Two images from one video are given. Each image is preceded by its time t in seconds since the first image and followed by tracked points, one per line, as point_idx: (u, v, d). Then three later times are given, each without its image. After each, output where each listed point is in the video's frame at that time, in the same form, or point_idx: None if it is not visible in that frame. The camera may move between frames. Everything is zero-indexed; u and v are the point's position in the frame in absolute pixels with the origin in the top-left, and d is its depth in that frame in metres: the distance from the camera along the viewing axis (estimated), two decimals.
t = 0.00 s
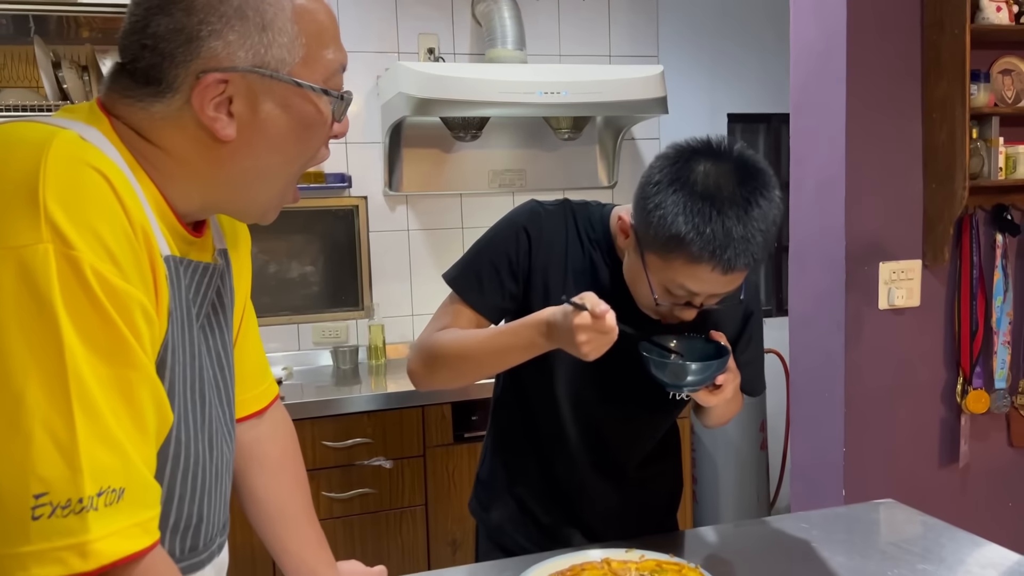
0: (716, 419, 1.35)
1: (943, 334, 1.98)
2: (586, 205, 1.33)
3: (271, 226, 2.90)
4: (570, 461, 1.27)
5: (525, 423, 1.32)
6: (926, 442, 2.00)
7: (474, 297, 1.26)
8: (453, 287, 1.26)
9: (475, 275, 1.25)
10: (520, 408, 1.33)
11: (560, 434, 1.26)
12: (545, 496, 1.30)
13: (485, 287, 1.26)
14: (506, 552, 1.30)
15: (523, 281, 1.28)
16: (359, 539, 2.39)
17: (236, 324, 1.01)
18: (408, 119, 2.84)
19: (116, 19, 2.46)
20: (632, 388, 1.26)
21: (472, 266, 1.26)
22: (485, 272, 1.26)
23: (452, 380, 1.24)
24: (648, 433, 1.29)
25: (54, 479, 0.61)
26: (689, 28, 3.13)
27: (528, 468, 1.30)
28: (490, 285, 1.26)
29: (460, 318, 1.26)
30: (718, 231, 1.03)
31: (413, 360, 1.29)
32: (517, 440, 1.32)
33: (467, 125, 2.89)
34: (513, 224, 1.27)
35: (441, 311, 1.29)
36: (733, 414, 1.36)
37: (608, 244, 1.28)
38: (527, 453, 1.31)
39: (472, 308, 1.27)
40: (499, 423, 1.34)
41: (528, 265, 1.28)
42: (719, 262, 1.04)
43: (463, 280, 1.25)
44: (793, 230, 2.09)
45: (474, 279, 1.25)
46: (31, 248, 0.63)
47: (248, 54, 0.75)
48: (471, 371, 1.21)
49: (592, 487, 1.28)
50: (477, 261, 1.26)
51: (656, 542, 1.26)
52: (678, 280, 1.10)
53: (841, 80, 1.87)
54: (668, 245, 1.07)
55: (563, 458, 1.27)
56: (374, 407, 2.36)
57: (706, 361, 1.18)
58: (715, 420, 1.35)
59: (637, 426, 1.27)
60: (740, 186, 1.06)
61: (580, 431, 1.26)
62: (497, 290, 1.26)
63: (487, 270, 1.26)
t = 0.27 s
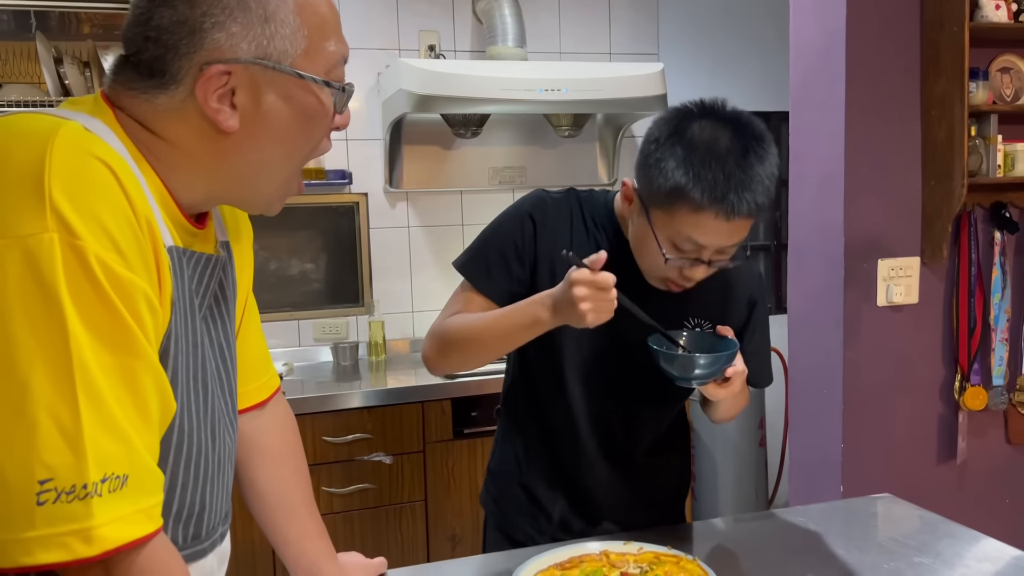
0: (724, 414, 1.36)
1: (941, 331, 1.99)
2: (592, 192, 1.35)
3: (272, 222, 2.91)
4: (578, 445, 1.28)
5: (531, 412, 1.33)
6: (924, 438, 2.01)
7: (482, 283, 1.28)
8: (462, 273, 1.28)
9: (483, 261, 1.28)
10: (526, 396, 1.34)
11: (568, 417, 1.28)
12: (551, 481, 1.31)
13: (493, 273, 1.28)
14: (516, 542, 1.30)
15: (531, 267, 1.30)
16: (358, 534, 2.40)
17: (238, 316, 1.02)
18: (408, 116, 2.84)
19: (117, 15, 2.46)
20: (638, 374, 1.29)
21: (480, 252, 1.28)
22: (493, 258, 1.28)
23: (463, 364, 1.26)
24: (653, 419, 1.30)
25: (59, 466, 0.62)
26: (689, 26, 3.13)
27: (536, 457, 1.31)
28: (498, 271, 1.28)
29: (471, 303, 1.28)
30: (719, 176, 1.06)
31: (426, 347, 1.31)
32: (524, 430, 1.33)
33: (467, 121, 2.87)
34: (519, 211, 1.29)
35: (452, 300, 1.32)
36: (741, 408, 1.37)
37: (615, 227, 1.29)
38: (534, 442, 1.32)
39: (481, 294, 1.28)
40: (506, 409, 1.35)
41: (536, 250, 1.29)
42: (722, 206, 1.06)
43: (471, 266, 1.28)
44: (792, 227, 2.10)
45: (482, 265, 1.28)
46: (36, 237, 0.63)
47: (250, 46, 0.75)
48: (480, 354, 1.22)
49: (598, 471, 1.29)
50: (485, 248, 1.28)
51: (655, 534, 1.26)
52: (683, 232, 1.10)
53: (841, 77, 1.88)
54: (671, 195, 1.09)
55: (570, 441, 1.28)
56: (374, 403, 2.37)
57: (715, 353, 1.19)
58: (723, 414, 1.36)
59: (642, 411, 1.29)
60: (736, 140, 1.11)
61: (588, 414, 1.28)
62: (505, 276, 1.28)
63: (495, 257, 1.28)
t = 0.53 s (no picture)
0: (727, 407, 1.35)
1: (941, 332, 1.99)
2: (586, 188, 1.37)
3: (272, 222, 2.91)
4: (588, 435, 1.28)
5: (538, 408, 1.34)
6: (923, 439, 2.01)
7: (484, 281, 1.29)
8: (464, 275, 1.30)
9: (484, 261, 1.29)
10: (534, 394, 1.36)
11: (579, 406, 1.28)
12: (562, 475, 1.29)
13: (494, 270, 1.29)
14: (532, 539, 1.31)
15: (530, 262, 1.31)
16: (357, 533, 2.41)
17: (238, 316, 1.02)
18: (409, 116, 2.84)
19: (118, 15, 2.47)
20: (645, 370, 1.30)
21: (480, 253, 1.30)
22: (492, 257, 1.29)
23: (474, 365, 1.27)
24: (659, 408, 1.30)
25: (57, 462, 0.62)
26: (690, 26, 3.13)
27: (545, 453, 1.32)
28: (499, 269, 1.29)
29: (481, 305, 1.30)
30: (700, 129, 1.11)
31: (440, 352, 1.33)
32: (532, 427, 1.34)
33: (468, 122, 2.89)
34: (514, 210, 1.32)
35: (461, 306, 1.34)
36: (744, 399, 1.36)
37: (610, 217, 1.31)
38: (543, 438, 1.33)
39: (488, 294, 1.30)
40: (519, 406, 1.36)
41: (534, 245, 1.31)
42: (707, 156, 1.11)
43: (472, 267, 1.29)
44: (792, 228, 2.10)
45: (483, 264, 1.29)
46: (34, 235, 0.64)
47: (251, 44, 0.76)
48: (490, 352, 1.24)
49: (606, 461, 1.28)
50: (485, 248, 1.30)
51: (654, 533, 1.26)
52: (673, 188, 1.13)
53: (840, 78, 1.88)
54: (657, 151, 1.13)
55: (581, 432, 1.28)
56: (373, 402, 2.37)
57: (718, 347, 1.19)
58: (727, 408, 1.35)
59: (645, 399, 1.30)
60: (714, 100, 1.16)
61: (600, 405, 1.28)
62: (505, 273, 1.30)
63: (495, 255, 1.29)
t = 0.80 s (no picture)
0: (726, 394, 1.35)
1: (943, 335, 1.99)
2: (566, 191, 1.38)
3: (276, 223, 2.92)
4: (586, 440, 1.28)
5: (534, 414, 1.34)
6: (926, 442, 2.01)
7: (477, 288, 1.28)
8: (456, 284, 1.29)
9: (476, 268, 1.28)
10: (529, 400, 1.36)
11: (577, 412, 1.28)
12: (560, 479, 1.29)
13: (487, 277, 1.28)
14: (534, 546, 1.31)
15: (519, 266, 1.32)
16: (359, 534, 2.41)
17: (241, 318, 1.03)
18: (412, 118, 2.85)
19: (124, 16, 2.48)
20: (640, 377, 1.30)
21: (471, 262, 1.29)
22: (484, 264, 1.28)
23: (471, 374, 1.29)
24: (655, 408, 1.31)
25: (63, 463, 0.63)
26: (694, 29, 3.13)
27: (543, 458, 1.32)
28: (491, 276, 1.28)
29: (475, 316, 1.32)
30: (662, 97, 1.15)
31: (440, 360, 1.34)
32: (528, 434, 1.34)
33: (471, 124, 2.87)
34: (499, 217, 1.32)
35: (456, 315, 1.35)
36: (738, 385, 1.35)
37: (594, 213, 1.32)
38: (540, 443, 1.33)
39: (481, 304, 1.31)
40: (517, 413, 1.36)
41: (521, 248, 1.32)
42: (670, 121, 1.14)
43: (464, 275, 1.28)
44: (794, 231, 2.11)
45: (474, 273, 1.28)
46: (41, 236, 0.64)
47: (258, 47, 0.76)
48: (485, 363, 1.26)
49: (604, 463, 1.29)
50: (475, 256, 1.29)
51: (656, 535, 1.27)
52: (641, 156, 1.16)
53: (843, 81, 1.88)
54: (623, 121, 1.17)
55: (579, 438, 1.29)
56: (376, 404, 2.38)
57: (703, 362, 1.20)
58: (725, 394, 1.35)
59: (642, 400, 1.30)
60: (677, 76, 1.20)
61: (596, 407, 1.29)
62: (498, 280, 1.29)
63: (486, 263, 1.29)
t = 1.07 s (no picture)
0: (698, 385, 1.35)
1: (949, 339, 1.99)
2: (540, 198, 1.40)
3: (283, 227, 2.94)
4: (570, 435, 1.30)
5: (519, 418, 1.35)
6: (932, 447, 2.01)
7: (453, 298, 1.31)
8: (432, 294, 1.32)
9: (452, 279, 1.31)
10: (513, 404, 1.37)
11: (558, 407, 1.31)
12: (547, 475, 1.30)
13: (463, 286, 1.31)
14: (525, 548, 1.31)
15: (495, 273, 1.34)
16: (365, 536, 2.42)
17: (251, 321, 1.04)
18: (419, 122, 2.86)
19: (134, 21, 2.49)
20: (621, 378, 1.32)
21: (446, 273, 1.32)
22: (459, 273, 1.31)
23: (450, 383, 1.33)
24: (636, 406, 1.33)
25: (81, 465, 0.64)
26: (700, 33, 3.14)
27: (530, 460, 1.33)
28: (466, 285, 1.31)
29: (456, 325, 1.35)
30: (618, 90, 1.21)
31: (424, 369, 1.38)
32: (513, 438, 1.35)
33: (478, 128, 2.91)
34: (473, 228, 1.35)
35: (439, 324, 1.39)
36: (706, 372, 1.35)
37: (566, 216, 1.34)
38: (525, 445, 1.34)
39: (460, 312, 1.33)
40: (496, 418, 1.38)
41: (496, 255, 1.34)
42: (626, 113, 1.20)
43: (439, 286, 1.31)
44: (800, 235, 2.11)
45: (449, 283, 1.31)
46: (59, 242, 0.65)
47: (276, 56, 0.77)
48: (462, 372, 1.29)
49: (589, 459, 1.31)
50: (450, 267, 1.32)
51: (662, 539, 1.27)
52: (601, 148, 1.21)
53: (850, 86, 1.89)
54: (583, 117, 1.22)
55: (564, 436, 1.30)
56: (383, 406, 2.39)
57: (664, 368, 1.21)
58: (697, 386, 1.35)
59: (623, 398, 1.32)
60: (631, 74, 1.26)
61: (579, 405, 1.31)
62: (472, 289, 1.32)
63: (460, 272, 1.31)
